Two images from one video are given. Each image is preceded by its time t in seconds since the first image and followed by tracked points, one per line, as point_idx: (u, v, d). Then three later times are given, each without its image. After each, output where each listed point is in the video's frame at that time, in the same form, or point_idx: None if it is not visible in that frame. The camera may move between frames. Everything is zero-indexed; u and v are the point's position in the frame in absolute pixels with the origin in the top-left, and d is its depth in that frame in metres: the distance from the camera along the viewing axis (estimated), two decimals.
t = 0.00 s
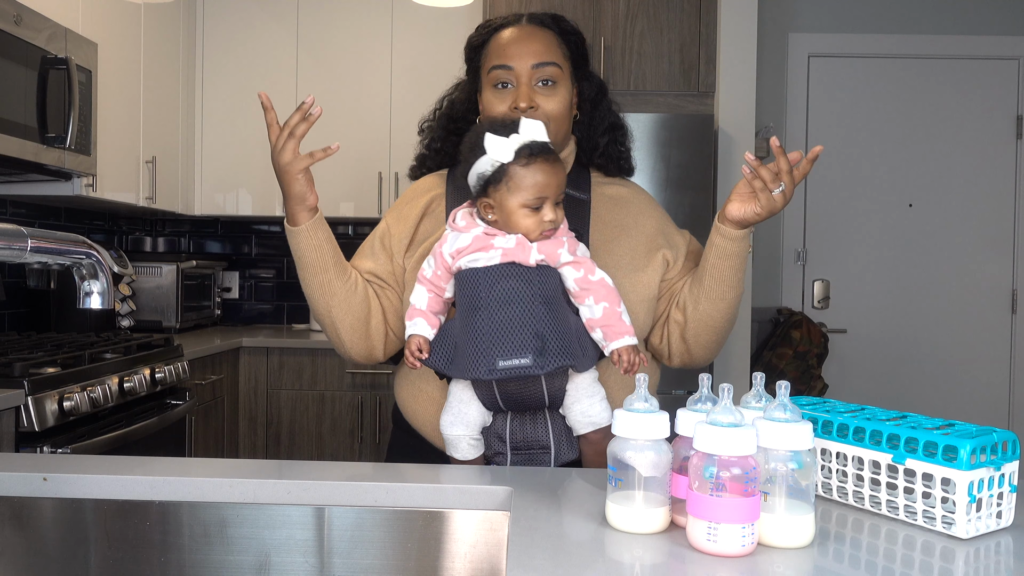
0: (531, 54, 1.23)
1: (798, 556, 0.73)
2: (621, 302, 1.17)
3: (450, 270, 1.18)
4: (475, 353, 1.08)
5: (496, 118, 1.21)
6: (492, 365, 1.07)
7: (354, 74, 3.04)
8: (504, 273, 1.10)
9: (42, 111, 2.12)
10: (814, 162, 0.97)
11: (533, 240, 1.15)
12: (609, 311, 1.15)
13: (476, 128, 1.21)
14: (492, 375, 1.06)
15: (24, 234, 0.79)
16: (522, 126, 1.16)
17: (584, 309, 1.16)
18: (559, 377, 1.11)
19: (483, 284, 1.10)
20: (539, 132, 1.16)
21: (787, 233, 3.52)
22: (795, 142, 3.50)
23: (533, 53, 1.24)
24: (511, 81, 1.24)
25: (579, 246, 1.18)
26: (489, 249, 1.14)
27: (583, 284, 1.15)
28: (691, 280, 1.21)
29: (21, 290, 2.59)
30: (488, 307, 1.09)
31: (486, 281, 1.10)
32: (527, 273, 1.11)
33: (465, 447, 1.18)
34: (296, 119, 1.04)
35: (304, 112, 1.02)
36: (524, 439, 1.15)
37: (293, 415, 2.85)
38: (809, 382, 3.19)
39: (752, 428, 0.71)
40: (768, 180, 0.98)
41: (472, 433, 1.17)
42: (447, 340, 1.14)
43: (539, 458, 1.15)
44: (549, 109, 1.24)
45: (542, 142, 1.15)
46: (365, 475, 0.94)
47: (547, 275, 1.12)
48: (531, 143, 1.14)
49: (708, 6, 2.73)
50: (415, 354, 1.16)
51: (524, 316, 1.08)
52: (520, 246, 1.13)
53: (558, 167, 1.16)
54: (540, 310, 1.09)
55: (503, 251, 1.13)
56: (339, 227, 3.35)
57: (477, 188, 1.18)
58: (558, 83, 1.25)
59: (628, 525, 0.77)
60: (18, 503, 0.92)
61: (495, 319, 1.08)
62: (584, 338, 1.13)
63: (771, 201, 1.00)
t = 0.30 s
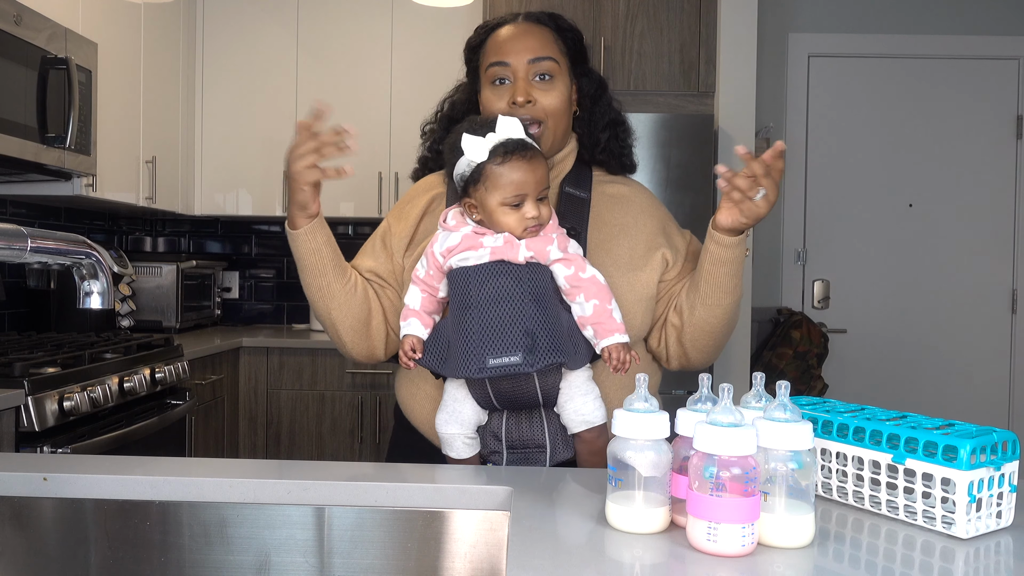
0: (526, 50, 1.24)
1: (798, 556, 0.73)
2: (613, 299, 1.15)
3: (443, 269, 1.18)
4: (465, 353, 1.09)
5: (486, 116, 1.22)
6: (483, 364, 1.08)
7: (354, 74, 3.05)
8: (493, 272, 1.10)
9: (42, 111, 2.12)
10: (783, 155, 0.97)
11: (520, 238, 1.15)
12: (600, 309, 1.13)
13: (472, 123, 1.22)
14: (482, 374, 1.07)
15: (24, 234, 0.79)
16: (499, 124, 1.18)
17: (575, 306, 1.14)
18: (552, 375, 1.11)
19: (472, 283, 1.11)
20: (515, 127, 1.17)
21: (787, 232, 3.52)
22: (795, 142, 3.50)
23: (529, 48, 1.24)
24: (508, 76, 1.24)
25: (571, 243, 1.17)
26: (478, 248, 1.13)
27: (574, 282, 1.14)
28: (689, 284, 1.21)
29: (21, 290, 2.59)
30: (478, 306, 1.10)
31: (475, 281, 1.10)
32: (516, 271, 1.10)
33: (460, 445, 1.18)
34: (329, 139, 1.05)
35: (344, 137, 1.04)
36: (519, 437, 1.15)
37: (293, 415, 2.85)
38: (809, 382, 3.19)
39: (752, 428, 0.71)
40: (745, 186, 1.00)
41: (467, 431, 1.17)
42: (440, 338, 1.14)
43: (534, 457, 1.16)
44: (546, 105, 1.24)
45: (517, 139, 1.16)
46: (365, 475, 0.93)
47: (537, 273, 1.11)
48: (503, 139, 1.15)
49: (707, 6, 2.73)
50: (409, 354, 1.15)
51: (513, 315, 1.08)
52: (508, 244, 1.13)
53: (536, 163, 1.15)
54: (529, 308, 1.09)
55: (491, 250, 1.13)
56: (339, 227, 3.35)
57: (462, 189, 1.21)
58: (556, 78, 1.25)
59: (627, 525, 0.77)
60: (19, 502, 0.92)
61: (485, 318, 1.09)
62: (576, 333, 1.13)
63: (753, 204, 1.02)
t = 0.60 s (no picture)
0: (525, 49, 1.24)
1: (798, 556, 0.73)
2: (612, 301, 1.14)
3: (444, 270, 1.18)
4: (462, 352, 1.09)
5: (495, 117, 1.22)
6: (480, 364, 1.08)
7: (355, 73, 3.04)
8: (492, 272, 1.10)
9: (42, 111, 2.12)
10: (791, 155, 0.94)
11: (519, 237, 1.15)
12: (599, 310, 1.13)
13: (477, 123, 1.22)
14: (479, 373, 1.08)
15: (24, 234, 0.79)
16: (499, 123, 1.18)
17: (575, 307, 1.14)
18: (551, 375, 1.10)
19: (472, 283, 1.11)
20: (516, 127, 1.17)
21: (787, 232, 3.52)
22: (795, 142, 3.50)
23: (527, 48, 1.24)
24: (507, 76, 1.25)
25: (571, 243, 1.16)
26: (478, 249, 1.13)
27: (573, 283, 1.13)
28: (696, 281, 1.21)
29: (21, 290, 2.59)
30: (476, 307, 1.10)
31: (474, 281, 1.11)
32: (515, 272, 1.10)
33: (462, 443, 1.18)
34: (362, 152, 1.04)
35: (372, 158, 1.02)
36: (521, 436, 1.15)
37: (293, 415, 2.85)
38: (809, 382, 3.19)
39: (752, 428, 0.71)
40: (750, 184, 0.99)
41: (469, 429, 1.17)
42: (439, 338, 1.15)
43: (535, 456, 1.16)
44: (546, 104, 1.24)
45: (518, 139, 1.16)
46: (365, 475, 0.93)
47: (535, 274, 1.11)
48: (506, 137, 1.16)
49: (708, 6, 2.73)
50: (409, 353, 1.16)
51: (510, 315, 1.09)
52: (507, 245, 1.13)
53: (536, 163, 1.15)
54: (526, 308, 1.09)
55: (490, 251, 1.13)
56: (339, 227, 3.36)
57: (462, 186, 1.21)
58: (556, 76, 1.24)
59: (628, 525, 0.77)
60: (18, 503, 0.92)
61: (482, 318, 1.09)
62: (574, 334, 1.13)
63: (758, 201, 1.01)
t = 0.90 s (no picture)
0: (529, 51, 1.24)
1: (798, 556, 0.73)
2: (607, 302, 1.13)
3: (442, 268, 1.18)
4: (455, 349, 1.10)
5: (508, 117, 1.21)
6: (472, 361, 1.08)
7: (355, 73, 3.04)
8: (487, 271, 1.10)
9: (42, 111, 2.12)
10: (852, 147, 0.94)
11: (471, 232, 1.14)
12: (591, 311, 1.12)
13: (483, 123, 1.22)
14: (471, 371, 1.08)
15: (24, 234, 0.79)
16: (490, 120, 1.19)
17: (569, 307, 1.13)
18: (546, 374, 1.10)
19: (467, 282, 1.11)
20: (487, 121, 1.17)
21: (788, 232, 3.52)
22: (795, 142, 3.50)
23: (532, 49, 1.24)
24: (512, 78, 1.25)
25: (569, 244, 1.15)
26: (474, 247, 1.13)
27: (569, 284, 1.13)
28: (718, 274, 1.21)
29: (21, 290, 2.59)
30: (470, 305, 1.10)
31: (470, 280, 1.11)
32: (511, 271, 1.10)
33: (461, 443, 1.18)
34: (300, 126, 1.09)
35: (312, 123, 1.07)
36: (520, 436, 1.16)
37: (293, 415, 2.85)
38: (809, 382, 3.19)
39: (752, 428, 0.71)
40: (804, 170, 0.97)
41: (468, 429, 1.17)
42: (436, 335, 1.14)
43: (534, 457, 1.16)
44: (550, 106, 1.24)
45: (480, 130, 1.16)
46: (365, 475, 0.93)
47: (532, 273, 1.11)
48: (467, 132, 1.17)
49: (708, 5, 2.73)
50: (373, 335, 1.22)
51: (505, 313, 1.09)
52: (502, 243, 1.13)
53: (486, 154, 1.13)
54: (521, 307, 1.09)
55: (485, 249, 1.13)
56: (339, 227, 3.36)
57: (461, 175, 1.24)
58: (560, 78, 1.25)
59: (628, 525, 0.77)
60: (18, 503, 0.92)
61: (476, 315, 1.09)
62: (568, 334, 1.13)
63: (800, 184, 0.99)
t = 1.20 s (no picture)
0: (529, 54, 1.24)
1: (798, 556, 0.73)
2: (598, 292, 1.12)
3: (438, 265, 1.18)
4: (449, 342, 1.10)
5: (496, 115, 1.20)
6: (465, 354, 1.08)
7: (355, 73, 3.04)
8: (479, 264, 1.11)
9: (42, 111, 2.12)
10: (859, 155, 0.95)
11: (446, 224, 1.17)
12: (582, 301, 1.11)
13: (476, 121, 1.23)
14: (465, 364, 1.08)
15: (25, 234, 0.79)
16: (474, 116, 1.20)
17: (562, 298, 1.13)
18: (541, 366, 1.11)
19: (460, 276, 1.11)
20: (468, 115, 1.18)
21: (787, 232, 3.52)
22: (795, 141, 3.50)
23: (533, 52, 1.25)
24: (514, 80, 1.25)
25: (561, 235, 1.15)
26: (467, 241, 1.14)
27: (561, 275, 1.12)
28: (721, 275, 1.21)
29: (21, 290, 2.59)
30: (463, 298, 1.10)
31: (461, 273, 1.11)
32: (502, 263, 1.10)
33: (459, 439, 1.17)
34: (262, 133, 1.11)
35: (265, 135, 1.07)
36: (518, 433, 1.16)
37: (293, 415, 2.85)
38: (809, 382, 3.19)
39: (752, 428, 0.71)
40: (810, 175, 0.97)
41: (466, 424, 1.17)
42: (430, 332, 1.16)
43: (532, 454, 1.16)
44: (552, 108, 1.24)
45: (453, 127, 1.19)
46: (365, 475, 0.94)
47: (523, 265, 1.11)
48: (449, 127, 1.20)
49: (708, 5, 2.73)
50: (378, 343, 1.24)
51: (496, 305, 1.09)
52: (494, 235, 1.13)
53: (448, 148, 1.16)
54: (512, 298, 1.09)
55: (478, 242, 1.13)
56: (339, 227, 3.36)
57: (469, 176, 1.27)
58: (562, 80, 1.25)
59: (627, 525, 0.77)
60: (19, 503, 0.92)
61: (469, 309, 1.10)
62: (561, 325, 1.12)
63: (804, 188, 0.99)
